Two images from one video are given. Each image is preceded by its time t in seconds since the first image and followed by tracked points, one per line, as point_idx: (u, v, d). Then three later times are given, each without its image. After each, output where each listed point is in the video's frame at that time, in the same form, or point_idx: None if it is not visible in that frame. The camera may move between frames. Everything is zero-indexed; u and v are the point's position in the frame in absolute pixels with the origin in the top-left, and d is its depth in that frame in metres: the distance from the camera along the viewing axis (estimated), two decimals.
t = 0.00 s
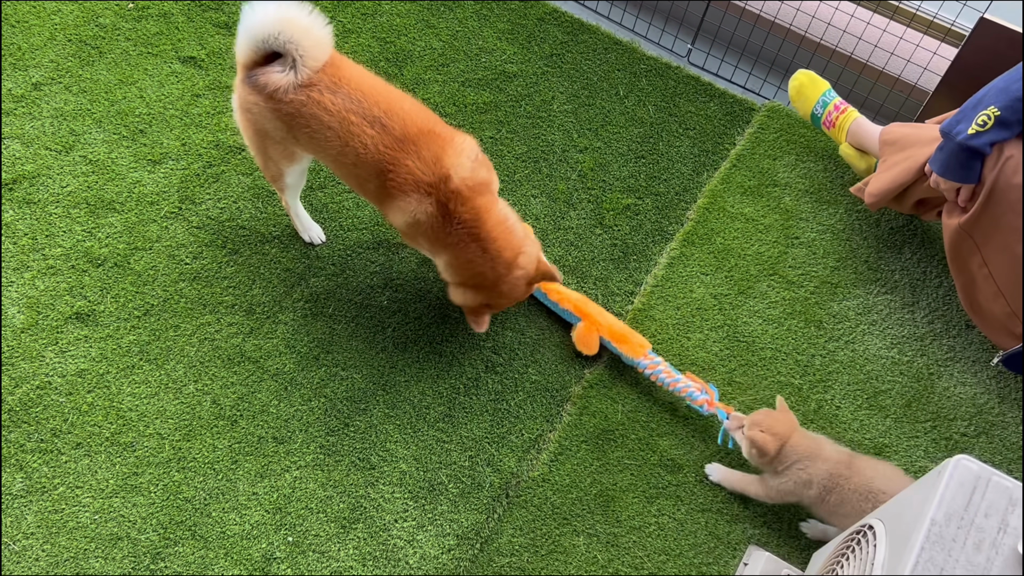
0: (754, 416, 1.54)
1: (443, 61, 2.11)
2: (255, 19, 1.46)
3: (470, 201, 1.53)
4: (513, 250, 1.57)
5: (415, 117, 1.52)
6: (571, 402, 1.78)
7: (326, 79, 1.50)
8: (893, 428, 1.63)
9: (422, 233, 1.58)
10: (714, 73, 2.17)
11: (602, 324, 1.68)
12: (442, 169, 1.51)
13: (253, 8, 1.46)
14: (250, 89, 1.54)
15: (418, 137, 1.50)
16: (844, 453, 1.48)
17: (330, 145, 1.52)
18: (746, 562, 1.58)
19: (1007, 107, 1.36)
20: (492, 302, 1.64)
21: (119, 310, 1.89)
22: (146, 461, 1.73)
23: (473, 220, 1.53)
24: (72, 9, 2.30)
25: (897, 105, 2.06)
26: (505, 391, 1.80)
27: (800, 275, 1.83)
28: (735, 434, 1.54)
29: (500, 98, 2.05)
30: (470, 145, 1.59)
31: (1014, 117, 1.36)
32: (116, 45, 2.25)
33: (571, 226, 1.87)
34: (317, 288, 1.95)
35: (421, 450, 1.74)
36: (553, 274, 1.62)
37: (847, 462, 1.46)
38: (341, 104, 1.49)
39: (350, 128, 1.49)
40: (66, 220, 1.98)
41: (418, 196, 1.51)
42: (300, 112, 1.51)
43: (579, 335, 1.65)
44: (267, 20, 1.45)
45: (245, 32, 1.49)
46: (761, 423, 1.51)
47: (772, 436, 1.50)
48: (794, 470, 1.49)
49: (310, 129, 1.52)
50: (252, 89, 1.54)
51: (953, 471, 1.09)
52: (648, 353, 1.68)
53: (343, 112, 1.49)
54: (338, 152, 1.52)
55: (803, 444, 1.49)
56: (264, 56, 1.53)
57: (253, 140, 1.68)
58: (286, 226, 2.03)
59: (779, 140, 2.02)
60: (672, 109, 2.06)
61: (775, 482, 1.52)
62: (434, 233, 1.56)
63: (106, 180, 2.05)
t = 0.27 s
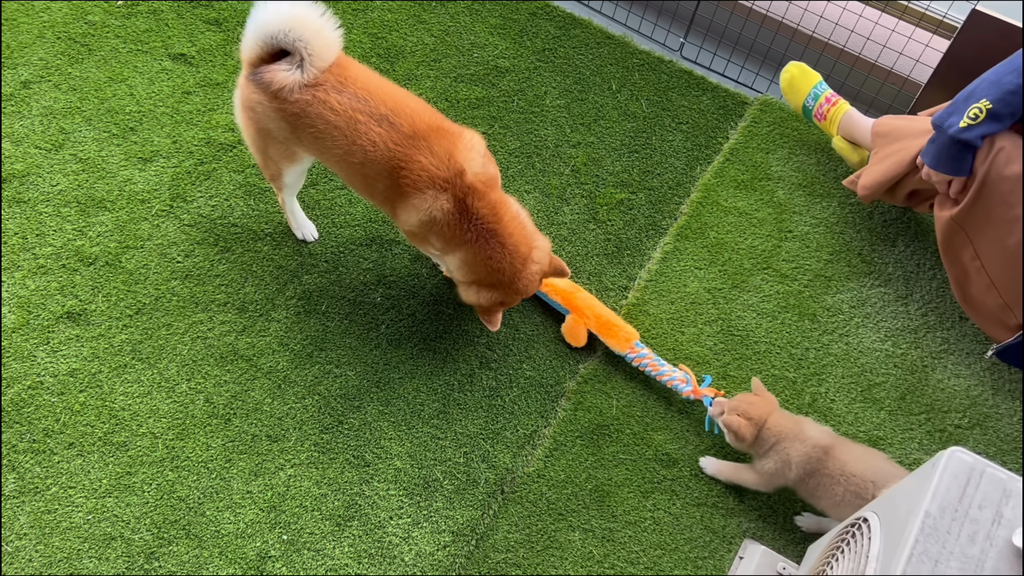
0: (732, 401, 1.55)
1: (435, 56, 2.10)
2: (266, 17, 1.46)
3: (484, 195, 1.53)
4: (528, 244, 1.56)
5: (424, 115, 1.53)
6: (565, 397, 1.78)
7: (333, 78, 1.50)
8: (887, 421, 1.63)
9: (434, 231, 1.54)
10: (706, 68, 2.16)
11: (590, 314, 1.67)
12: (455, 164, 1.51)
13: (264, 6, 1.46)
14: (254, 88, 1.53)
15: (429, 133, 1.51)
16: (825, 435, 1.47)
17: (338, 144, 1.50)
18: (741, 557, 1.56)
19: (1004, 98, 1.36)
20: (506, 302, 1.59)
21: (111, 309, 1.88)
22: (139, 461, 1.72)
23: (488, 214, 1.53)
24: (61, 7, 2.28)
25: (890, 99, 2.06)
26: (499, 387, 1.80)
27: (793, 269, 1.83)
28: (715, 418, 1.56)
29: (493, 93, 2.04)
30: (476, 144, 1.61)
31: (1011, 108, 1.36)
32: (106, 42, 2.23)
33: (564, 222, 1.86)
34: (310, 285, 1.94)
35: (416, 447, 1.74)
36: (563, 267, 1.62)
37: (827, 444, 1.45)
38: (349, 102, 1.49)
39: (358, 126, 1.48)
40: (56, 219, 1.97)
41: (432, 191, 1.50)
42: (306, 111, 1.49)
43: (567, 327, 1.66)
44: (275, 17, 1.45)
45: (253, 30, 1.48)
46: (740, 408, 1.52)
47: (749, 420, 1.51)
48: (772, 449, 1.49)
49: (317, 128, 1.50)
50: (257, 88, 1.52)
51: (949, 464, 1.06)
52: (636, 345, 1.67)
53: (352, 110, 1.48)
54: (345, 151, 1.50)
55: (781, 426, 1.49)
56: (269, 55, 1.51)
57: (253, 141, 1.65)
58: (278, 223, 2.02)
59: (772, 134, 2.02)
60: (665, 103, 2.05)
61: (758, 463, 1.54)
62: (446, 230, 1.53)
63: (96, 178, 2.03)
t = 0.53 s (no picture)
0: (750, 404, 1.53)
1: (429, 54, 2.09)
2: (262, 14, 1.45)
3: (482, 189, 1.53)
4: (526, 237, 1.55)
5: (420, 110, 1.53)
6: (563, 396, 1.77)
7: (329, 74, 1.49)
8: (884, 417, 1.63)
9: (433, 226, 1.53)
10: (701, 64, 2.15)
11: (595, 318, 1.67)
12: (453, 157, 1.51)
13: (260, 2, 1.44)
14: (250, 84, 1.52)
15: (426, 126, 1.51)
16: (843, 441, 1.46)
17: (335, 139, 1.49)
18: (740, 554, 1.56)
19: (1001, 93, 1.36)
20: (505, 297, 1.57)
21: (105, 310, 1.87)
22: (134, 463, 1.71)
23: (486, 207, 1.52)
24: (52, 7, 2.27)
25: (885, 94, 2.05)
26: (496, 386, 1.79)
27: (790, 265, 1.82)
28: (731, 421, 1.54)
29: (487, 91, 2.03)
30: (472, 139, 1.61)
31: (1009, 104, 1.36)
32: (98, 42, 2.22)
33: (560, 220, 1.86)
34: (306, 285, 1.94)
35: (413, 447, 1.73)
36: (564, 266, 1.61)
37: (847, 451, 1.44)
38: (346, 97, 1.48)
39: (355, 121, 1.48)
40: (49, 221, 1.96)
41: (430, 184, 1.49)
42: (303, 106, 1.48)
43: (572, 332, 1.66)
44: (272, 15, 1.44)
45: (250, 26, 1.47)
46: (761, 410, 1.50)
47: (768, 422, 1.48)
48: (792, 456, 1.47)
49: (314, 123, 1.49)
50: (253, 85, 1.51)
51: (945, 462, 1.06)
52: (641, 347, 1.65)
53: (348, 105, 1.48)
54: (342, 145, 1.49)
55: (801, 432, 1.48)
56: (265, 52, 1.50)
57: (249, 138, 1.64)
58: (273, 223, 2.02)
59: (767, 130, 2.02)
60: (660, 100, 2.05)
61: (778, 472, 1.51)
62: (445, 224, 1.52)
63: (90, 179, 2.02)
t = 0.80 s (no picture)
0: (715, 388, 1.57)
1: (424, 53, 2.09)
2: (257, 13, 1.44)
3: (480, 186, 1.53)
4: (525, 232, 1.56)
5: (416, 108, 1.53)
6: (560, 394, 1.77)
7: (325, 73, 1.49)
8: (881, 413, 1.63)
9: (432, 224, 1.52)
10: (696, 61, 2.15)
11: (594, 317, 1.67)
12: (450, 155, 1.51)
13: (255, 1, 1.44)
14: (245, 84, 1.51)
15: (422, 124, 1.51)
16: (806, 418, 1.46)
17: (331, 138, 1.49)
18: (739, 551, 1.57)
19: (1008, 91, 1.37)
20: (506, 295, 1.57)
21: (101, 312, 1.87)
22: (131, 464, 1.71)
23: (485, 203, 1.52)
24: (45, 7, 2.26)
25: (880, 90, 2.06)
26: (493, 385, 1.79)
27: (786, 262, 1.82)
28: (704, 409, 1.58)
29: (483, 89, 2.03)
30: (469, 136, 1.61)
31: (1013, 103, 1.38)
32: (92, 43, 2.21)
33: (556, 218, 1.85)
34: (302, 285, 1.93)
35: (410, 446, 1.73)
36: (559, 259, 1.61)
37: (808, 427, 1.45)
38: (342, 96, 1.47)
39: (351, 120, 1.47)
40: (44, 222, 1.95)
41: (428, 182, 1.48)
42: (299, 106, 1.48)
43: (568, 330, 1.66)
44: (266, 14, 1.44)
45: (244, 26, 1.46)
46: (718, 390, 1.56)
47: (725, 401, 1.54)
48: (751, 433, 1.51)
49: (310, 122, 1.48)
50: (248, 85, 1.51)
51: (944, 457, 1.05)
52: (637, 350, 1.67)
53: (345, 104, 1.47)
54: (338, 145, 1.49)
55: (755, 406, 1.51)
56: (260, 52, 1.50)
57: (243, 139, 1.63)
58: (268, 223, 2.01)
59: (763, 127, 2.02)
60: (655, 97, 2.05)
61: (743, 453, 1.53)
62: (444, 222, 1.51)
63: (84, 180, 2.02)
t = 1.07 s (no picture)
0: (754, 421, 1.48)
1: (419, 53, 2.09)
2: (248, 14, 1.43)
3: (474, 187, 1.53)
4: (521, 232, 1.56)
5: (409, 110, 1.52)
6: (557, 393, 1.77)
7: (316, 75, 1.48)
8: (878, 409, 1.63)
9: (426, 226, 1.53)
10: (692, 59, 2.15)
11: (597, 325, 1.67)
12: (444, 158, 1.50)
13: (246, 2, 1.42)
14: (237, 85, 1.50)
15: (415, 127, 1.50)
16: (850, 453, 1.43)
17: (324, 141, 1.49)
18: (737, 548, 1.58)
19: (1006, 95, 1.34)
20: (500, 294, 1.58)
21: (97, 313, 1.86)
22: (129, 466, 1.71)
23: (479, 206, 1.52)
24: (39, 9, 2.25)
25: (875, 87, 2.06)
26: (491, 384, 1.79)
27: (782, 259, 1.82)
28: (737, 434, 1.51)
29: (478, 88, 2.03)
30: (462, 136, 1.61)
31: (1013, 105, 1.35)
32: (86, 44, 2.21)
33: (552, 216, 1.85)
34: (298, 286, 1.93)
35: (408, 446, 1.73)
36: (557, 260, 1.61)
37: (853, 463, 1.42)
38: (334, 99, 1.47)
39: (344, 123, 1.47)
40: (40, 224, 1.95)
41: (422, 186, 1.48)
42: (291, 109, 1.47)
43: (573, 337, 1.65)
44: (257, 15, 1.42)
45: (236, 26, 1.45)
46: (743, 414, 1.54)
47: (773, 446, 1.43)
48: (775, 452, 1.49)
49: (303, 124, 1.48)
50: (240, 86, 1.50)
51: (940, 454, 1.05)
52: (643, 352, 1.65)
53: (337, 107, 1.47)
54: (331, 148, 1.49)
55: (805, 449, 1.43)
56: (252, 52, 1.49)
57: (236, 139, 1.63)
58: (265, 224, 2.01)
59: (758, 124, 2.02)
60: (651, 96, 2.05)
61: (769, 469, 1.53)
62: (438, 224, 1.52)
63: (80, 182, 2.01)
